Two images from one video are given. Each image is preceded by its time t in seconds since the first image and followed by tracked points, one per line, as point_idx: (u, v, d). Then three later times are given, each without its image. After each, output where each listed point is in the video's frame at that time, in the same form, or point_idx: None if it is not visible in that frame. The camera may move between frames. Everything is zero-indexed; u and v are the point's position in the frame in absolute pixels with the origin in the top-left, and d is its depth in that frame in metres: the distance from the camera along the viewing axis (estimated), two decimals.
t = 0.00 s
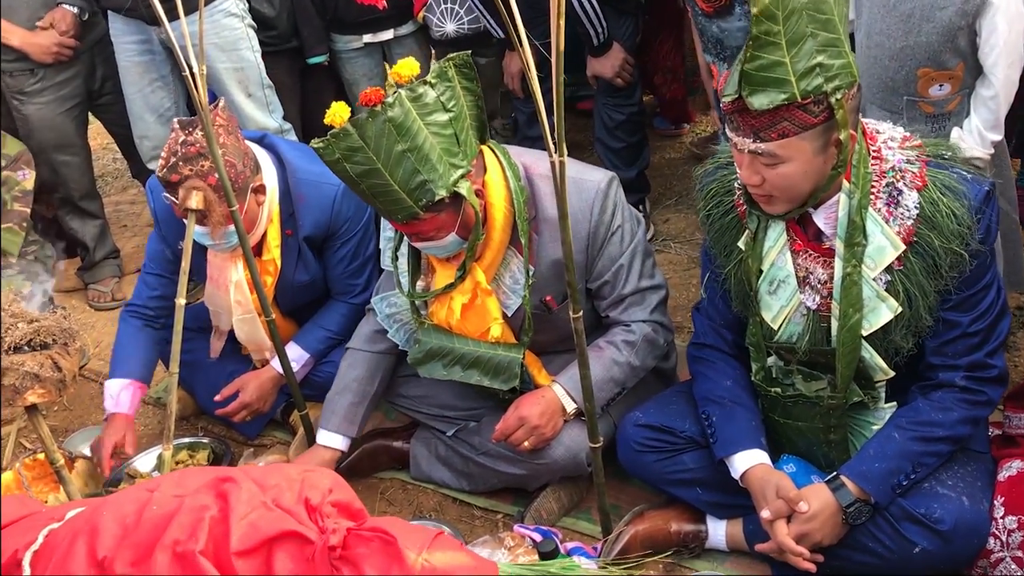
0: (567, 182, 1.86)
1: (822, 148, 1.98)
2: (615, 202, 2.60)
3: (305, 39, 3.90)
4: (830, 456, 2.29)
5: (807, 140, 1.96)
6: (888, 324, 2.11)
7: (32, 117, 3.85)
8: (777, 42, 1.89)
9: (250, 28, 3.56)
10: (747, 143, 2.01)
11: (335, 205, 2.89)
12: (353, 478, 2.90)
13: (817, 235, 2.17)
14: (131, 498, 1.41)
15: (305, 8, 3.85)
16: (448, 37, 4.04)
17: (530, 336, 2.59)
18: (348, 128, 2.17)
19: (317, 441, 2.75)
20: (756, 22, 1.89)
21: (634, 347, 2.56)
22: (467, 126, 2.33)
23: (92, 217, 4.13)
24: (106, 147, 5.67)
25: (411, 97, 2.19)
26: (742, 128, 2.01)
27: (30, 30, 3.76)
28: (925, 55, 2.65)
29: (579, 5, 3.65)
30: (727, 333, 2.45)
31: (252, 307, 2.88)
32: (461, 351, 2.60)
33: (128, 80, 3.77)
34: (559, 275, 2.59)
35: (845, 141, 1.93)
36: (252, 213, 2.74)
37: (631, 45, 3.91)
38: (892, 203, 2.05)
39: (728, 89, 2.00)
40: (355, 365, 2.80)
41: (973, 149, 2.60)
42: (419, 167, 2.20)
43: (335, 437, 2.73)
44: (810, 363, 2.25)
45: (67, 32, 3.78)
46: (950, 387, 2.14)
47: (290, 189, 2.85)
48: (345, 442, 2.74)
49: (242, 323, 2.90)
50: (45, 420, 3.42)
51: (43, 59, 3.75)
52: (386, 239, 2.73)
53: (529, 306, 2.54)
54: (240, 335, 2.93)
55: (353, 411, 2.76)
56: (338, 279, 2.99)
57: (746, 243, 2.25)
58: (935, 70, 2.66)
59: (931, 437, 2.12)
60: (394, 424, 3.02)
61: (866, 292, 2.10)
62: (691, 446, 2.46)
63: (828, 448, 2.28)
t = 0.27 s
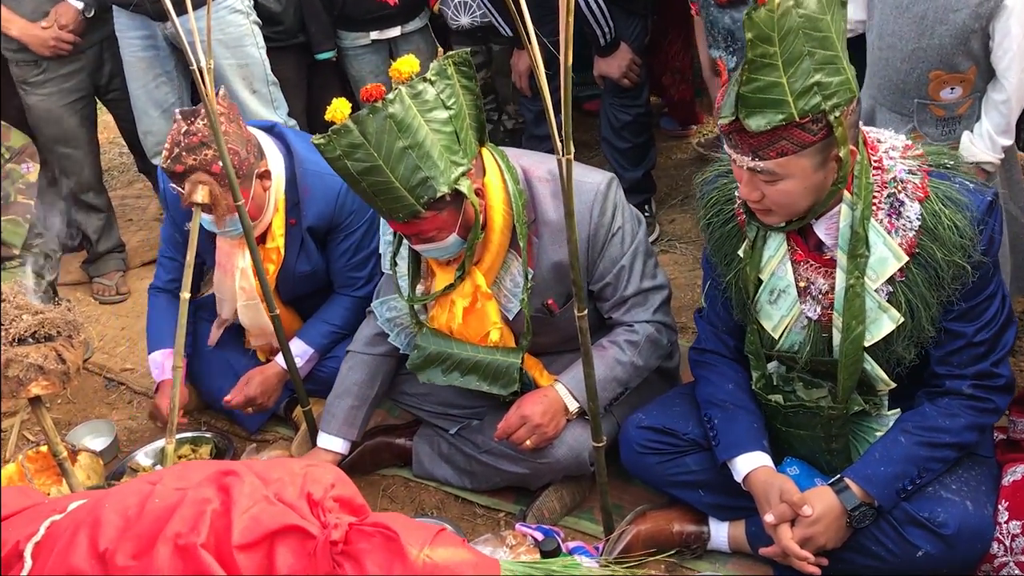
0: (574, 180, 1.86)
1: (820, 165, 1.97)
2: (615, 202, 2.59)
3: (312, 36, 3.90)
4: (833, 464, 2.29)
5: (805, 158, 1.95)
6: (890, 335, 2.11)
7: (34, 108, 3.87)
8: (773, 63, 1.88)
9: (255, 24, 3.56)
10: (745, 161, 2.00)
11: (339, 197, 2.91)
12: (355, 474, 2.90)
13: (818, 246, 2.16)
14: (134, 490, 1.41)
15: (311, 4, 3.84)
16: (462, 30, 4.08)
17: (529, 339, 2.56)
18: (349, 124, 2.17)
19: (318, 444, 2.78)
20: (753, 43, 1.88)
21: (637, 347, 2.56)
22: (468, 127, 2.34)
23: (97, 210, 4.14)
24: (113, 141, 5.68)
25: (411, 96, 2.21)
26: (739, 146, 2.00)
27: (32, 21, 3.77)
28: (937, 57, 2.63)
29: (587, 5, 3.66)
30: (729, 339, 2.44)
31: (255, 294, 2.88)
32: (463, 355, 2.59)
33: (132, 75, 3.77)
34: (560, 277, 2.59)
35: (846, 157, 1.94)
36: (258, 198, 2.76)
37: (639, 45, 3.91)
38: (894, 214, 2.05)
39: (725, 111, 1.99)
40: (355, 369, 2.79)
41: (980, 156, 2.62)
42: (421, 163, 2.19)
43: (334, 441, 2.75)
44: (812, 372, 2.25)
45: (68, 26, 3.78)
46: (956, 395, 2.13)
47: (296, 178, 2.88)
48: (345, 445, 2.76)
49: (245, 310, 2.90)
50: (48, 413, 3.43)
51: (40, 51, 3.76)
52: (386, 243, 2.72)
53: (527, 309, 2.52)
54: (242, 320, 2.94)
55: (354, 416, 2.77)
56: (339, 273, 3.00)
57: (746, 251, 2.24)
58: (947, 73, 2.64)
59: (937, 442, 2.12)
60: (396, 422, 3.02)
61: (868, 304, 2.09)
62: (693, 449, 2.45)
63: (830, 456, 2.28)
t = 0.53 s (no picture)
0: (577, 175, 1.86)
1: (826, 157, 1.97)
2: (617, 201, 2.57)
3: (315, 31, 3.91)
4: (835, 459, 2.28)
5: (809, 151, 1.95)
6: (894, 330, 2.10)
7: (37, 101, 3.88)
8: (778, 54, 1.87)
9: (257, 20, 3.56)
10: (750, 153, 2.00)
11: (336, 188, 2.91)
12: (356, 470, 2.89)
13: (823, 241, 2.15)
14: (134, 482, 1.40)
15: None
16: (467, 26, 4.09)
17: (529, 339, 2.57)
18: (352, 121, 2.15)
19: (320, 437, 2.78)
20: (758, 34, 1.87)
21: (638, 345, 2.56)
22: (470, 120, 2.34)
23: (99, 205, 4.14)
24: (116, 137, 5.68)
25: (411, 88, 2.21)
26: (744, 138, 2.00)
27: (34, 14, 3.77)
28: (943, 52, 2.63)
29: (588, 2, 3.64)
30: (733, 334, 2.44)
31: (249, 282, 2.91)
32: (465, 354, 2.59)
33: (134, 71, 3.77)
34: (561, 275, 2.58)
35: (849, 150, 1.95)
36: (257, 181, 2.77)
37: (643, 42, 3.90)
38: (898, 208, 2.04)
39: (729, 102, 1.98)
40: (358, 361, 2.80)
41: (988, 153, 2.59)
42: (426, 156, 2.19)
43: (336, 433, 2.76)
44: (815, 367, 2.24)
45: (68, 20, 3.78)
46: (959, 391, 2.12)
47: (293, 168, 2.89)
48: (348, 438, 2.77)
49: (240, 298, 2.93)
50: (49, 407, 3.43)
51: (41, 44, 3.76)
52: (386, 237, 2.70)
53: (528, 308, 2.52)
54: (235, 309, 2.96)
55: (357, 408, 2.78)
56: (337, 266, 3.00)
57: (750, 246, 2.23)
58: (952, 68, 2.64)
59: (940, 439, 2.11)
60: (398, 416, 3.02)
61: (872, 299, 2.08)
62: (695, 445, 2.45)
63: (832, 452, 2.27)
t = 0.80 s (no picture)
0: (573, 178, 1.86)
1: (829, 156, 1.97)
2: (618, 202, 2.57)
3: (314, 32, 3.91)
4: (832, 459, 2.29)
5: (814, 151, 1.95)
6: (891, 329, 2.10)
7: (42, 102, 3.87)
8: (781, 56, 1.86)
9: (258, 21, 3.56)
10: (755, 159, 1.98)
11: (331, 185, 2.91)
12: (355, 470, 2.90)
13: (820, 241, 2.15)
14: (130, 486, 1.41)
15: None
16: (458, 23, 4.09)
17: (528, 339, 2.57)
18: (353, 130, 2.16)
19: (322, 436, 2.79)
20: (759, 39, 1.86)
21: (638, 346, 2.56)
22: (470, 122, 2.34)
23: (100, 205, 4.15)
24: (117, 136, 5.69)
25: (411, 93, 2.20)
26: (748, 144, 1.98)
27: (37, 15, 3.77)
28: (939, 49, 2.62)
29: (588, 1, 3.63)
30: (731, 334, 2.44)
31: (252, 280, 2.92)
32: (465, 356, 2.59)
33: (136, 72, 3.77)
34: (560, 276, 2.59)
35: (853, 148, 1.93)
36: (258, 177, 2.79)
37: (641, 40, 3.90)
38: (894, 209, 2.04)
39: (733, 108, 1.96)
40: (359, 361, 2.81)
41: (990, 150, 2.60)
42: (428, 161, 2.19)
43: (338, 432, 2.77)
44: (813, 367, 2.24)
45: (73, 18, 3.77)
46: (955, 390, 2.13)
47: (290, 166, 2.90)
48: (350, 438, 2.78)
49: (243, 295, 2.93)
50: (51, 408, 3.45)
51: (47, 43, 3.74)
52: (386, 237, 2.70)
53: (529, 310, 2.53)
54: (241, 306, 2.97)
55: (358, 407, 2.79)
56: (336, 264, 3.01)
57: (747, 246, 2.23)
58: (949, 65, 2.63)
59: (937, 439, 2.11)
60: (398, 416, 3.03)
61: (870, 298, 2.09)
62: (693, 445, 2.45)
63: (830, 452, 2.27)
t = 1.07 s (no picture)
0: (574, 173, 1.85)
1: (842, 154, 1.96)
2: (621, 199, 2.56)
3: (315, 27, 3.91)
4: (835, 455, 2.28)
5: (829, 151, 1.94)
6: (895, 327, 2.09)
7: (42, 101, 3.87)
8: (784, 67, 1.86)
9: (259, 16, 3.55)
10: (772, 171, 1.96)
11: (326, 174, 2.93)
12: (358, 465, 2.90)
13: (823, 239, 2.13)
14: (130, 484, 1.41)
15: None
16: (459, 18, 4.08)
17: (530, 334, 2.56)
18: (355, 127, 2.15)
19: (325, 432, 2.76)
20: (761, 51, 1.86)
21: (640, 341, 2.55)
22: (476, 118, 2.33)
23: (102, 202, 4.15)
24: (119, 132, 5.69)
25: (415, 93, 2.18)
26: (762, 159, 1.97)
27: (36, 13, 3.75)
28: (942, 40, 2.61)
29: None
30: (734, 330, 2.43)
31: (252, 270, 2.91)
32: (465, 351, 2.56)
33: (138, 67, 3.77)
34: (562, 271, 2.58)
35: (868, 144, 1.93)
36: (259, 155, 2.82)
37: (644, 34, 3.88)
38: (898, 206, 2.03)
39: (746, 129, 1.94)
40: (361, 357, 2.80)
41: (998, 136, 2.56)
42: (429, 162, 2.17)
43: (341, 427, 2.75)
44: (816, 364, 2.23)
45: (75, 14, 3.77)
46: (959, 386, 2.12)
47: (284, 157, 2.91)
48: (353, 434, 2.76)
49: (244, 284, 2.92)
50: (53, 404, 3.45)
51: (51, 40, 3.74)
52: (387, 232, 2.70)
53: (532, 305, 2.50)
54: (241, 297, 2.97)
55: (361, 401, 2.78)
56: (337, 255, 3.02)
57: (747, 243, 2.23)
58: (954, 56, 2.62)
59: (941, 434, 2.10)
60: (400, 413, 3.03)
61: (873, 296, 2.07)
62: (695, 440, 2.45)
63: (832, 448, 2.27)
